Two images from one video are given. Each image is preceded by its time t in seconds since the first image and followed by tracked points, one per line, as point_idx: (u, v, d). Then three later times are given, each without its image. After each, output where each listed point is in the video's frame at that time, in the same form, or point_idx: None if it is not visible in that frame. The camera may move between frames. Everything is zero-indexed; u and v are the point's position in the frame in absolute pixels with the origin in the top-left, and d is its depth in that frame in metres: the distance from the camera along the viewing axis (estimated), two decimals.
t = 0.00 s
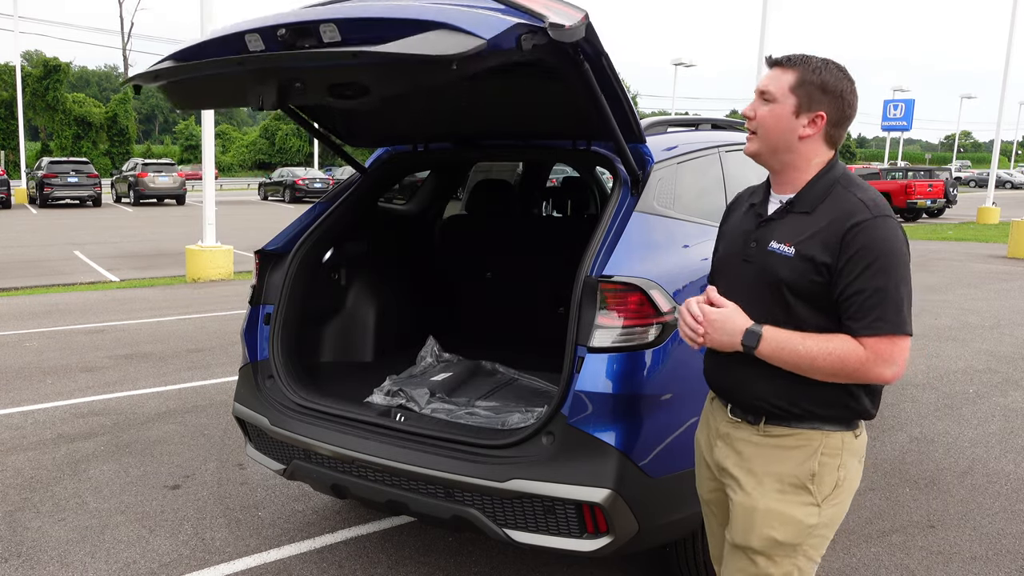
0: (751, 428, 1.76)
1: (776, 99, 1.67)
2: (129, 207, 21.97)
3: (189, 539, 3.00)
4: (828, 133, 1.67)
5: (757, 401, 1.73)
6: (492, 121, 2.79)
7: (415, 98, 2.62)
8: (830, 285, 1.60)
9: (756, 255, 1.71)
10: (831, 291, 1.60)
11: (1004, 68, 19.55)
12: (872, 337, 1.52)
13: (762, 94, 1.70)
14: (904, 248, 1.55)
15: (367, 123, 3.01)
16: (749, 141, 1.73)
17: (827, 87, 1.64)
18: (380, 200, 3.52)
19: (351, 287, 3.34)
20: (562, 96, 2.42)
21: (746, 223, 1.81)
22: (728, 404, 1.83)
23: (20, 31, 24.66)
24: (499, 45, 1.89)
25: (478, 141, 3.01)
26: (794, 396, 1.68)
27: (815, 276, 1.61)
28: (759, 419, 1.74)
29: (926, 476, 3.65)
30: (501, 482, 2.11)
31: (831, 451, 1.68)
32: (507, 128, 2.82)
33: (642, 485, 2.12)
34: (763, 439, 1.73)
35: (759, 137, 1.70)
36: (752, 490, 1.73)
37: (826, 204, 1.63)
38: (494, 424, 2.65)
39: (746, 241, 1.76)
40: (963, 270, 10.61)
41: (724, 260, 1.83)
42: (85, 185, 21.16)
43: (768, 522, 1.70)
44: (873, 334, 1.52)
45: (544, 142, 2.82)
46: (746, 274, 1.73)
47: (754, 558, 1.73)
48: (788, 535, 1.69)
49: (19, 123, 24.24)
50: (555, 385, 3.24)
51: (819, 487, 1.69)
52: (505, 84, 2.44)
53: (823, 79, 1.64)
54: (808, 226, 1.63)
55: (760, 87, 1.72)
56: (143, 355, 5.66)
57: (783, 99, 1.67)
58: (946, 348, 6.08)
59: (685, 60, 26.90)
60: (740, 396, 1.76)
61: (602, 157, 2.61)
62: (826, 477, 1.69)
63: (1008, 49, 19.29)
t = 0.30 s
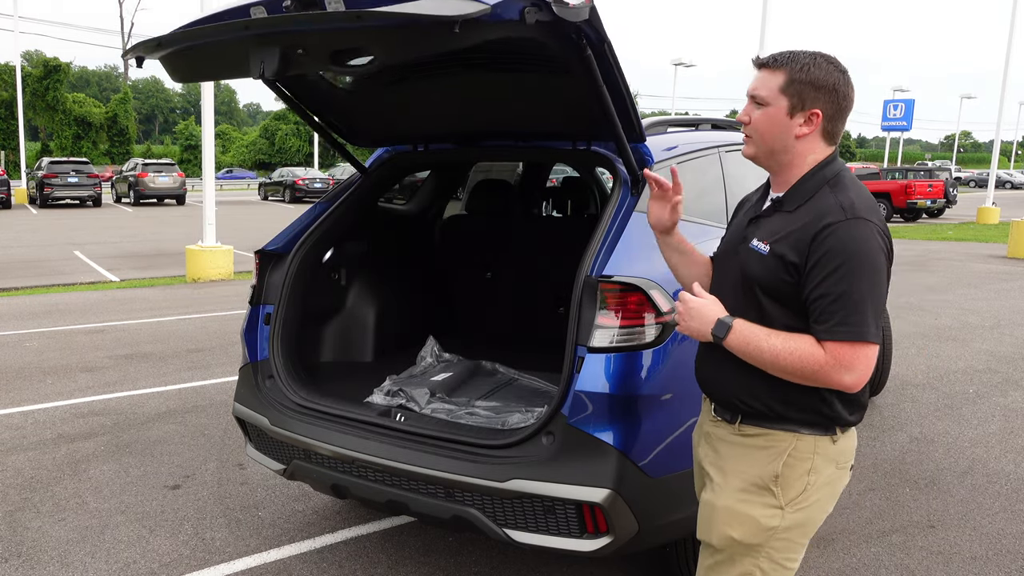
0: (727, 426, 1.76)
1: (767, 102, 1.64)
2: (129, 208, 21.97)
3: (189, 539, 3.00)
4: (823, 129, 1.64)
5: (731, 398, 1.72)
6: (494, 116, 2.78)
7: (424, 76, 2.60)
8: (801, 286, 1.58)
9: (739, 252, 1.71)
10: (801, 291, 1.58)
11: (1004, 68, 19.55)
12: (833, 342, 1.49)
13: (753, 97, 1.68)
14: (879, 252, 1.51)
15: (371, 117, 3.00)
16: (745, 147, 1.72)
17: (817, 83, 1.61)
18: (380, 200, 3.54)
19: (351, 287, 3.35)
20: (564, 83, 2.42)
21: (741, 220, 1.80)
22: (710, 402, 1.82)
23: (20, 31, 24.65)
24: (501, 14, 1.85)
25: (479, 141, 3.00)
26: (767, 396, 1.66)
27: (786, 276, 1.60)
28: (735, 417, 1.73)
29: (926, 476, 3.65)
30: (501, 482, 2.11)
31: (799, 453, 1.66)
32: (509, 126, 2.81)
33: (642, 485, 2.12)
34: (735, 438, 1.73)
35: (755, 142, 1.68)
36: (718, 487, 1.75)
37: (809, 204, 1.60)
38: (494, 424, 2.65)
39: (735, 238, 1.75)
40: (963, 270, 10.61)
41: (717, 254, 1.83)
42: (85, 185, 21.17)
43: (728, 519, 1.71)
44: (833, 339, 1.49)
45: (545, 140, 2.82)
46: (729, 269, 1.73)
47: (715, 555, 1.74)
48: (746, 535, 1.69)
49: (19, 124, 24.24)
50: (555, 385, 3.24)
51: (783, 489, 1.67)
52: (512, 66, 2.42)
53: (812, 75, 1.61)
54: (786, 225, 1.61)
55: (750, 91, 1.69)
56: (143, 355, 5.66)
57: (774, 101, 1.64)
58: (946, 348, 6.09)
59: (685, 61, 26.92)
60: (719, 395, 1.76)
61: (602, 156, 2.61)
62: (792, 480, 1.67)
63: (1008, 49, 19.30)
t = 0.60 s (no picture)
0: (710, 432, 1.75)
1: (763, 103, 1.59)
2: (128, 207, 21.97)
3: (189, 539, 3.00)
4: (818, 127, 1.62)
5: (712, 404, 1.71)
6: (495, 112, 2.77)
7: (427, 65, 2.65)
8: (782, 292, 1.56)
9: (724, 254, 1.70)
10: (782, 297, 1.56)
11: (1004, 69, 19.56)
12: (810, 351, 1.47)
13: (745, 99, 1.62)
14: (862, 258, 1.48)
15: (372, 114, 3.01)
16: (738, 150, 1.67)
17: (813, 82, 1.57)
18: (380, 199, 3.54)
19: (351, 287, 3.35)
20: (567, 75, 2.43)
21: (728, 222, 1.79)
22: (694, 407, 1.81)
23: (19, 31, 24.63)
24: None
25: (479, 139, 2.99)
26: (747, 402, 1.65)
27: (766, 281, 1.58)
28: (717, 423, 1.73)
29: (925, 476, 3.65)
30: (501, 482, 2.11)
31: (780, 459, 1.64)
32: (510, 124, 2.80)
33: (642, 485, 2.11)
34: (716, 444, 1.73)
35: (750, 144, 1.64)
36: (700, 495, 1.75)
37: (795, 206, 1.58)
38: (493, 424, 2.65)
39: (722, 239, 1.75)
40: (963, 270, 10.61)
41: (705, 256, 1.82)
42: (85, 185, 21.18)
43: (709, 528, 1.71)
44: (810, 348, 1.47)
45: (546, 138, 2.81)
46: (713, 272, 1.73)
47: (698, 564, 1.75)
48: (728, 544, 1.68)
49: (19, 124, 24.24)
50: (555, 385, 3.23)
51: (763, 497, 1.65)
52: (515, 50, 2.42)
53: (807, 74, 1.57)
54: (769, 228, 1.60)
55: (740, 91, 1.63)
56: (143, 355, 5.66)
57: (769, 103, 1.59)
58: (945, 348, 6.08)
59: (684, 61, 26.93)
60: (701, 401, 1.74)
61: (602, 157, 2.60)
62: (772, 487, 1.65)
63: (1008, 49, 19.30)
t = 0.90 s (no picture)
0: (701, 438, 1.75)
1: (787, 93, 1.59)
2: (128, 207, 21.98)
3: (189, 539, 3.00)
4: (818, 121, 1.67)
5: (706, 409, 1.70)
6: (496, 109, 2.77)
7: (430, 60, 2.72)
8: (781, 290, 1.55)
9: (715, 254, 1.68)
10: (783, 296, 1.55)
11: (1004, 69, 19.56)
12: (817, 351, 1.45)
13: (769, 87, 1.60)
14: (863, 253, 1.46)
15: (373, 112, 3.01)
16: (756, 140, 1.62)
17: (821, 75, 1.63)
18: (380, 199, 3.54)
19: (351, 287, 3.36)
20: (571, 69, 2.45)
21: (714, 219, 1.77)
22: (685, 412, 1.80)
23: (19, 31, 24.63)
24: None
25: (479, 140, 2.98)
26: (742, 404, 1.64)
27: (764, 279, 1.56)
28: (708, 429, 1.72)
29: (926, 476, 3.65)
30: (501, 482, 2.11)
31: (779, 463, 1.63)
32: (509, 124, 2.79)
33: (642, 486, 2.11)
34: (712, 452, 1.71)
35: (772, 135, 1.61)
36: (700, 506, 1.74)
37: (788, 202, 1.57)
38: (493, 424, 2.65)
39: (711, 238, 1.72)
40: (963, 270, 10.62)
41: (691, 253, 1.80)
42: (85, 185, 21.19)
43: (713, 540, 1.69)
44: (816, 348, 1.45)
45: (546, 138, 2.81)
46: (704, 272, 1.70)
47: None
48: (735, 554, 1.66)
49: (19, 124, 24.25)
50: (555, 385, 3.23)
51: (765, 503, 1.64)
52: (520, 38, 2.48)
53: (818, 66, 1.62)
54: (764, 226, 1.58)
55: (757, 80, 1.61)
56: (143, 355, 5.66)
57: (791, 92, 1.60)
58: (946, 348, 6.09)
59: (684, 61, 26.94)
60: (694, 404, 1.74)
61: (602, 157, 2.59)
62: (773, 492, 1.64)
63: (1008, 49, 19.30)
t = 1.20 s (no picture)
0: (707, 448, 1.73)
1: (761, 95, 1.58)
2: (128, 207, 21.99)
3: (189, 539, 3.00)
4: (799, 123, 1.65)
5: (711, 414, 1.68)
6: (496, 109, 2.77)
7: (431, 59, 2.72)
8: (785, 287, 1.53)
9: (708, 254, 1.66)
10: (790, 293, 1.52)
11: (1004, 70, 19.56)
12: (853, 341, 1.40)
13: (745, 89, 1.58)
14: (867, 242, 1.46)
15: (373, 111, 3.01)
16: (728, 143, 1.62)
17: (800, 76, 1.61)
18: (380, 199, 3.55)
19: (351, 288, 3.37)
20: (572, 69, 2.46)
21: (702, 221, 1.77)
22: (687, 421, 1.77)
23: (19, 31, 24.63)
24: None
25: (479, 140, 2.97)
26: (745, 409, 1.63)
27: (768, 279, 1.54)
28: (714, 438, 1.71)
29: (926, 476, 3.65)
30: (501, 482, 2.10)
31: (791, 470, 1.61)
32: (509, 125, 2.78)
33: (643, 487, 2.10)
34: (721, 462, 1.69)
35: (744, 138, 1.60)
36: (713, 518, 1.71)
37: (780, 199, 1.57)
38: (493, 424, 2.65)
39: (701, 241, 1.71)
40: (963, 270, 10.62)
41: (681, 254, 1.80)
42: (85, 185, 21.20)
43: (728, 552, 1.67)
44: (850, 338, 1.40)
45: (546, 138, 2.81)
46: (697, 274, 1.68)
47: None
48: (753, 565, 1.64)
49: (19, 124, 24.25)
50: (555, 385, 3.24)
51: (779, 511, 1.62)
52: (521, 38, 2.48)
53: (798, 67, 1.60)
54: (760, 224, 1.57)
55: (734, 81, 1.59)
56: (143, 355, 5.66)
57: (766, 94, 1.58)
58: (946, 348, 6.09)
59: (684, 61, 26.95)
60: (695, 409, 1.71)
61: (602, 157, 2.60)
62: (787, 499, 1.62)
63: (1008, 50, 19.30)
